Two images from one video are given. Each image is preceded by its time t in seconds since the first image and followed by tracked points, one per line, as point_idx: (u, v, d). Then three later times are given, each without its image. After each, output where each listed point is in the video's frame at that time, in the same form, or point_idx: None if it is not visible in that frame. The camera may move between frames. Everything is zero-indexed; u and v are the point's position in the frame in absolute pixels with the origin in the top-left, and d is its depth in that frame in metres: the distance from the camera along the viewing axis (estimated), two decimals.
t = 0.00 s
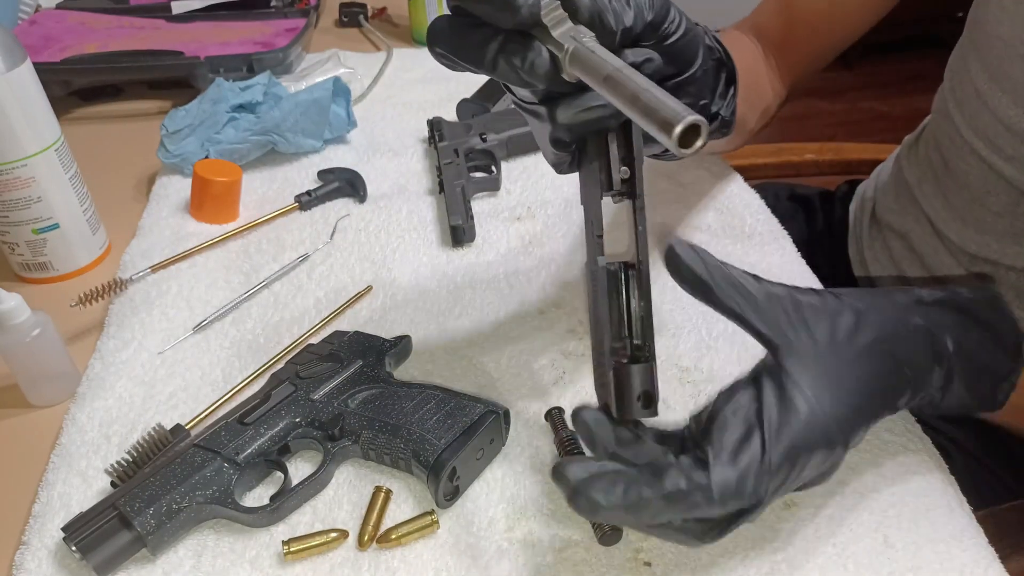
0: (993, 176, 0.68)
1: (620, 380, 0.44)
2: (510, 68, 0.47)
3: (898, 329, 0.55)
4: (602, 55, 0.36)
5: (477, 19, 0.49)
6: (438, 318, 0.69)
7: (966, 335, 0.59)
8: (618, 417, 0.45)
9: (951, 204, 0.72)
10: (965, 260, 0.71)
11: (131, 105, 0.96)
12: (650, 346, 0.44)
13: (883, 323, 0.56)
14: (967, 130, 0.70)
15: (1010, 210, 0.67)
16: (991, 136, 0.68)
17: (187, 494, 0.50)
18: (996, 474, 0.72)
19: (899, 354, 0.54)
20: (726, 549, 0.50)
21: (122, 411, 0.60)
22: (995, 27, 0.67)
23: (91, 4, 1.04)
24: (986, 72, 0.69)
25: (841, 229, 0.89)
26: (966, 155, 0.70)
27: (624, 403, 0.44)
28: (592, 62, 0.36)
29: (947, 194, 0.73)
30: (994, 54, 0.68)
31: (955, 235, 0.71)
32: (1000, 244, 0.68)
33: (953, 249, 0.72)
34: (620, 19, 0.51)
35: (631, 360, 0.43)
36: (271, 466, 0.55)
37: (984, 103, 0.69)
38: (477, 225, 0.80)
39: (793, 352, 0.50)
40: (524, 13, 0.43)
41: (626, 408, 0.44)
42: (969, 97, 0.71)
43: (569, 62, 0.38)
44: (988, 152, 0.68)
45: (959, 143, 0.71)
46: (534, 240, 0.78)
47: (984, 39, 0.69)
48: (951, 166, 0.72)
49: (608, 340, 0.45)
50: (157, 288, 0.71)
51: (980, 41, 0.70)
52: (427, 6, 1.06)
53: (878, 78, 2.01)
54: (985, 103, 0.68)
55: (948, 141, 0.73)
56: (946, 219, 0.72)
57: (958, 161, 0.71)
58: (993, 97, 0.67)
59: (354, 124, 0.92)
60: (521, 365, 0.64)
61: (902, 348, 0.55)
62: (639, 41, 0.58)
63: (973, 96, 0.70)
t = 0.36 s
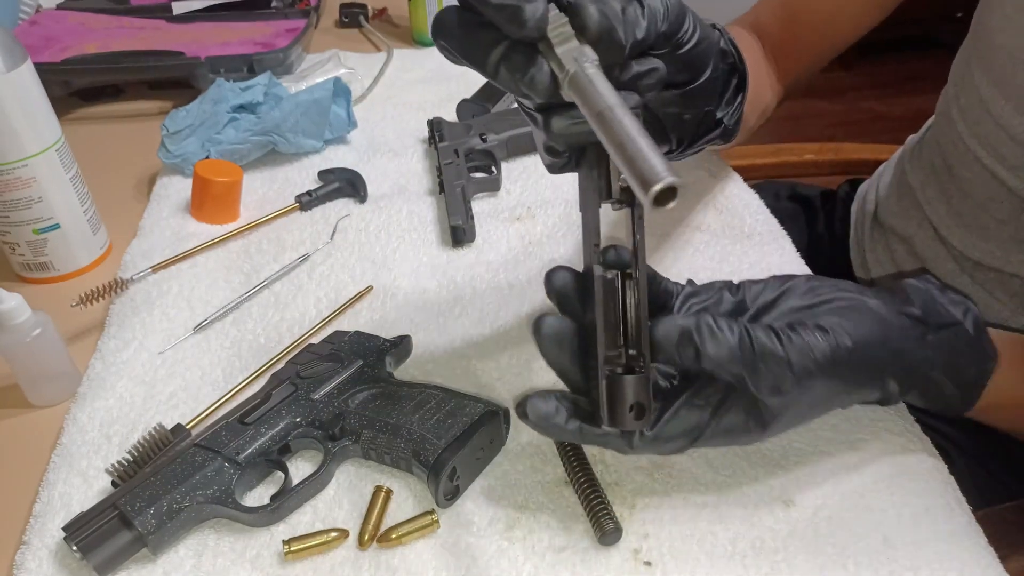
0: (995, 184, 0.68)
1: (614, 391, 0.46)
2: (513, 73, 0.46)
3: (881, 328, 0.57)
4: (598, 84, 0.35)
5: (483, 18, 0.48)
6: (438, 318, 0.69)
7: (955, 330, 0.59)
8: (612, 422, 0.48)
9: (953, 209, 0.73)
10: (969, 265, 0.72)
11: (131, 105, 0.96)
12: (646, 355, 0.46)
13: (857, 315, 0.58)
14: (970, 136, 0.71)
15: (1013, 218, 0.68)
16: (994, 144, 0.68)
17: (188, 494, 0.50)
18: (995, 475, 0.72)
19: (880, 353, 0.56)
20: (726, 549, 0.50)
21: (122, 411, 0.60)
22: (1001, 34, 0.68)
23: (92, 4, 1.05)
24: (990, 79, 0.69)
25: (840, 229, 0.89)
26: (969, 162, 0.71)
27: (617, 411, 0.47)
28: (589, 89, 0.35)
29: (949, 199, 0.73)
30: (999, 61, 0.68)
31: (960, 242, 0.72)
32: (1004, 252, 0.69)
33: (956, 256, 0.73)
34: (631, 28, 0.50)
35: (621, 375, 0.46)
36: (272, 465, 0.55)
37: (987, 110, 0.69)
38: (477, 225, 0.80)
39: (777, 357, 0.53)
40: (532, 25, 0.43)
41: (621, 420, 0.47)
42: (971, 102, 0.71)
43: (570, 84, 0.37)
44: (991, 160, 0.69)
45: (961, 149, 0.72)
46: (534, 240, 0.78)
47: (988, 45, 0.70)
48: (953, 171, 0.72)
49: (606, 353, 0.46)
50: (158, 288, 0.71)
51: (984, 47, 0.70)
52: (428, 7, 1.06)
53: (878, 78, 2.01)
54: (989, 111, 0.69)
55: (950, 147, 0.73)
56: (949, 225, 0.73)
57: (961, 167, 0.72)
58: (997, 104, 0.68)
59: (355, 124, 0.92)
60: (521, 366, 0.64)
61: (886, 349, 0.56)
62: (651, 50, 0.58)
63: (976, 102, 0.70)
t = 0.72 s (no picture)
0: (991, 188, 0.68)
1: (575, 399, 0.40)
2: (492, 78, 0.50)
3: (827, 335, 0.58)
4: (553, 128, 0.42)
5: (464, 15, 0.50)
6: (438, 318, 0.69)
7: (907, 339, 0.59)
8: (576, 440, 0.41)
9: (951, 212, 0.73)
10: (964, 269, 0.72)
11: (132, 105, 0.96)
12: (605, 364, 0.41)
13: (802, 324, 0.58)
14: (967, 140, 0.71)
15: (1008, 222, 0.68)
16: (990, 147, 0.68)
17: (188, 494, 0.50)
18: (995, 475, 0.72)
19: (829, 360, 0.56)
20: (726, 549, 0.50)
21: (123, 411, 0.60)
22: (999, 36, 0.68)
23: (92, 4, 1.05)
24: (987, 81, 0.69)
25: (840, 229, 0.89)
26: (964, 164, 0.71)
27: (578, 425, 0.40)
28: (542, 147, 0.42)
29: (946, 202, 0.73)
30: (996, 63, 0.68)
31: (955, 245, 0.72)
32: (997, 256, 0.69)
33: (952, 259, 0.73)
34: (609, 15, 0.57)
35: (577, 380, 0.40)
36: (272, 465, 0.55)
37: (984, 113, 0.69)
38: (478, 225, 0.80)
39: (725, 363, 0.53)
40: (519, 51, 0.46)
41: (585, 435, 0.40)
42: (969, 105, 0.71)
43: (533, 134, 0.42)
44: (986, 163, 0.69)
45: (958, 151, 0.72)
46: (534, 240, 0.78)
47: (986, 47, 0.70)
48: (951, 174, 0.72)
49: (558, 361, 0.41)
50: (158, 288, 0.71)
51: (982, 48, 0.70)
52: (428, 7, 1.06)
53: (878, 78, 2.01)
54: (985, 113, 0.69)
55: (948, 149, 0.73)
56: (945, 228, 0.73)
57: (957, 170, 0.72)
58: (994, 107, 0.68)
59: (355, 124, 0.92)
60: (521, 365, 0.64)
61: (835, 356, 0.57)
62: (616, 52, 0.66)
63: (973, 104, 0.71)
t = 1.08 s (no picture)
0: (988, 189, 0.68)
1: (575, 386, 0.39)
2: (508, 144, 0.52)
3: (826, 335, 0.58)
4: (572, 212, 0.42)
5: (486, 80, 0.53)
6: (438, 318, 0.69)
7: (904, 339, 0.59)
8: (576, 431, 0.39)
9: (948, 213, 0.73)
10: (961, 270, 0.72)
11: (132, 105, 0.96)
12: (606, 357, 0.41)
13: (800, 323, 0.59)
14: (965, 141, 0.71)
15: (1006, 222, 0.68)
16: (987, 147, 0.69)
17: (188, 494, 0.50)
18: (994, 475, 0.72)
19: (829, 359, 0.57)
20: (725, 549, 0.50)
21: (123, 411, 0.60)
22: (997, 35, 0.68)
23: (92, 4, 1.05)
24: (984, 81, 0.69)
25: (839, 229, 0.89)
26: (961, 165, 0.71)
27: (576, 412, 0.39)
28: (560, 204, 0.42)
29: (943, 203, 0.73)
30: (993, 63, 0.68)
31: (952, 246, 0.72)
32: (995, 257, 0.69)
33: (951, 260, 0.73)
34: (620, 68, 0.55)
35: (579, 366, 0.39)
36: (272, 465, 0.55)
37: (981, 113, 0.69)
38: (478, 225, 0.80)
39: (725, 361, 0.53)
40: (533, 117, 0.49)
41: (584, 423, 0.38)
42: (966, 105, 0.71)
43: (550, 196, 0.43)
44: (984, 164, 0.69)
45: (955, 152, 0.72)
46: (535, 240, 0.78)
47: (984, 47, 0.70)
48: (948, 174, 0.73)
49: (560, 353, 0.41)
50: (158, 288, 0.71)
51: (980, 49, 0.70)
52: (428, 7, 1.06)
53: (878, 78, 2.01)
54: (982, 113, 0.69)
55: (946, 149, 0.73)
56: (942, 229, 0.73)
57: (955, 171, 0.72)
58: (991, 108, 0.68)
59: (355, 124, 0.92)
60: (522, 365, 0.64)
61: (835, 356, 0.57)
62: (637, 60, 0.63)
63: (970, 105, 0.71)
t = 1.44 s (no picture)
0: (992, 188, 0.68)
1: (585, 376, 0.38)
2: (514, 190, 0.52)
3: (835, 332, 0.58)
4: (575, 244, 0.43)
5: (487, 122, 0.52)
6: (437, 318, 0.69)
7: (913, 337, 0.59)
8: (588, 425, 0.38)
9: (951, 212, 0.72)
10: (963, 269, 0.72)
11: (130, 104, 0.96)
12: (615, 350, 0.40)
13: (808, 321, 0.59)
14: (968, 140, 0.70)
15: (1008, 222, 0.67)
16: (990, 146, 0.68)
17: (187, 495, 0.50)
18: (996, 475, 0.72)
19: (838, 356, 0.57)
20: (726, 550, 0.50)
21: (121, 411, 0.60)
22: (1001, 33, 0.67)
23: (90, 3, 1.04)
24: (987, 79, 0.69)
25: (841, 229, 0.88)
26: (964, 163, 0.70)
27: (588, 405, 0.38)
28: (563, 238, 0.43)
29: (946, 202, 0.73)
30: (997, 61, 0.68)
31: (954, 244, 0.72)
32: (997, 256, 0.69)
33: (953, 259, 0.73)
34: (616, 102, 0.53)
35: (587, 359, 0.39)
36: (271, 466, 0.55)
37: (984, 111, 0.69)
38: (478, 225, 0.80)
39: (735, 356, 0.53)
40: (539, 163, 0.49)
41: (596, 416, 0.38)
42: (969, 103, 0.71)
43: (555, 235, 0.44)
44: (986, 162, 0.68)
45: (958, 150, 0.71)
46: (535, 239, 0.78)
47: (987, 45, 0.69)
48: (951, 173, 0.72)
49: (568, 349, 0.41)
50: (157, 288, 0.70)
51: (983, 46, 0.70)
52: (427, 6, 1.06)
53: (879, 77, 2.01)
54: (986, 112, 0.68)
55: (948, 148, 0.73)
56: (945, 228, 0.73)
57: (958, 169, 0.71)
58: (994, 106, 0.68)
59: (354, 123, 0.92)
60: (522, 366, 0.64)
61: (844, 352, 0.57)
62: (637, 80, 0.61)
63: (973, 103, 0.70)
